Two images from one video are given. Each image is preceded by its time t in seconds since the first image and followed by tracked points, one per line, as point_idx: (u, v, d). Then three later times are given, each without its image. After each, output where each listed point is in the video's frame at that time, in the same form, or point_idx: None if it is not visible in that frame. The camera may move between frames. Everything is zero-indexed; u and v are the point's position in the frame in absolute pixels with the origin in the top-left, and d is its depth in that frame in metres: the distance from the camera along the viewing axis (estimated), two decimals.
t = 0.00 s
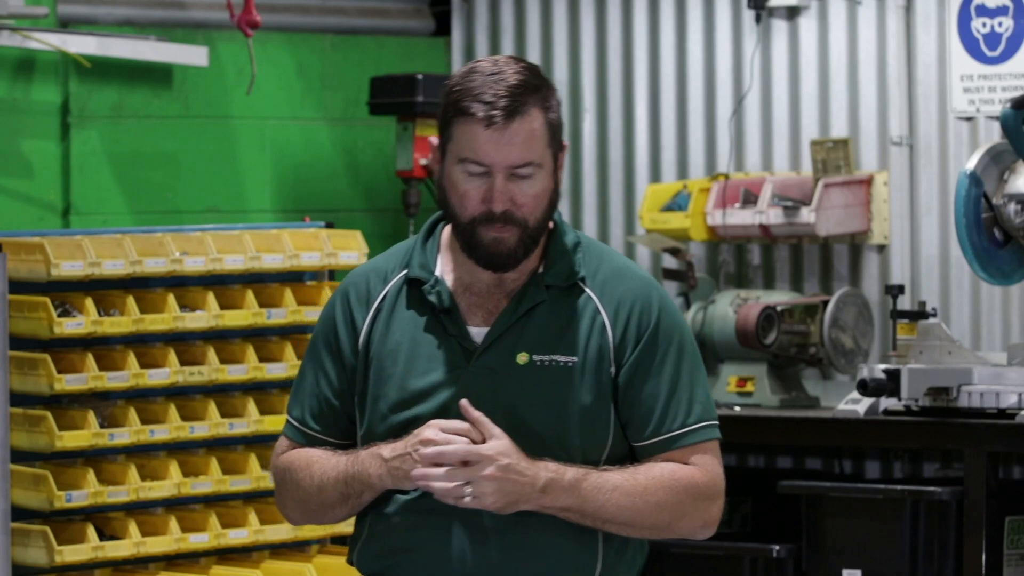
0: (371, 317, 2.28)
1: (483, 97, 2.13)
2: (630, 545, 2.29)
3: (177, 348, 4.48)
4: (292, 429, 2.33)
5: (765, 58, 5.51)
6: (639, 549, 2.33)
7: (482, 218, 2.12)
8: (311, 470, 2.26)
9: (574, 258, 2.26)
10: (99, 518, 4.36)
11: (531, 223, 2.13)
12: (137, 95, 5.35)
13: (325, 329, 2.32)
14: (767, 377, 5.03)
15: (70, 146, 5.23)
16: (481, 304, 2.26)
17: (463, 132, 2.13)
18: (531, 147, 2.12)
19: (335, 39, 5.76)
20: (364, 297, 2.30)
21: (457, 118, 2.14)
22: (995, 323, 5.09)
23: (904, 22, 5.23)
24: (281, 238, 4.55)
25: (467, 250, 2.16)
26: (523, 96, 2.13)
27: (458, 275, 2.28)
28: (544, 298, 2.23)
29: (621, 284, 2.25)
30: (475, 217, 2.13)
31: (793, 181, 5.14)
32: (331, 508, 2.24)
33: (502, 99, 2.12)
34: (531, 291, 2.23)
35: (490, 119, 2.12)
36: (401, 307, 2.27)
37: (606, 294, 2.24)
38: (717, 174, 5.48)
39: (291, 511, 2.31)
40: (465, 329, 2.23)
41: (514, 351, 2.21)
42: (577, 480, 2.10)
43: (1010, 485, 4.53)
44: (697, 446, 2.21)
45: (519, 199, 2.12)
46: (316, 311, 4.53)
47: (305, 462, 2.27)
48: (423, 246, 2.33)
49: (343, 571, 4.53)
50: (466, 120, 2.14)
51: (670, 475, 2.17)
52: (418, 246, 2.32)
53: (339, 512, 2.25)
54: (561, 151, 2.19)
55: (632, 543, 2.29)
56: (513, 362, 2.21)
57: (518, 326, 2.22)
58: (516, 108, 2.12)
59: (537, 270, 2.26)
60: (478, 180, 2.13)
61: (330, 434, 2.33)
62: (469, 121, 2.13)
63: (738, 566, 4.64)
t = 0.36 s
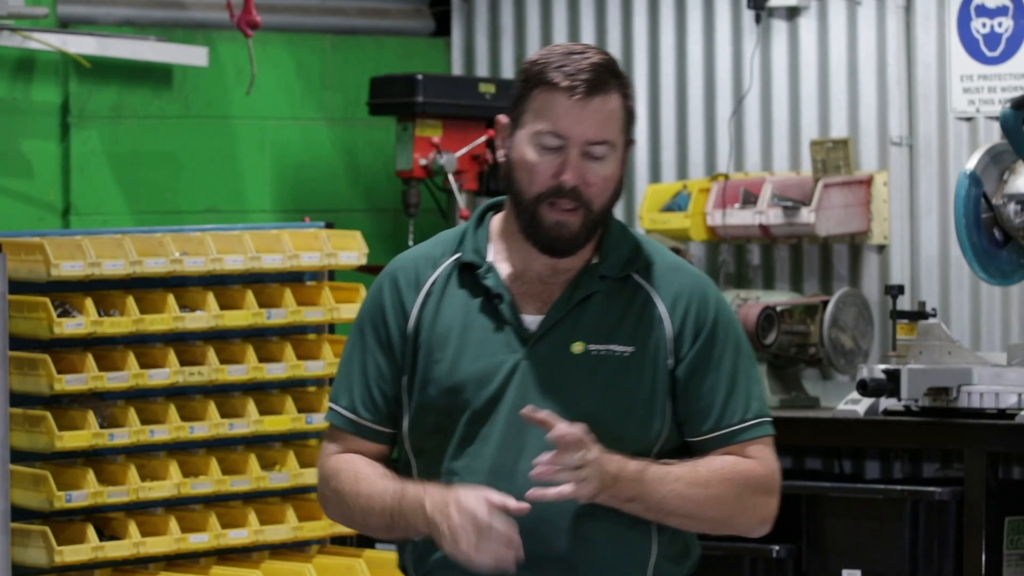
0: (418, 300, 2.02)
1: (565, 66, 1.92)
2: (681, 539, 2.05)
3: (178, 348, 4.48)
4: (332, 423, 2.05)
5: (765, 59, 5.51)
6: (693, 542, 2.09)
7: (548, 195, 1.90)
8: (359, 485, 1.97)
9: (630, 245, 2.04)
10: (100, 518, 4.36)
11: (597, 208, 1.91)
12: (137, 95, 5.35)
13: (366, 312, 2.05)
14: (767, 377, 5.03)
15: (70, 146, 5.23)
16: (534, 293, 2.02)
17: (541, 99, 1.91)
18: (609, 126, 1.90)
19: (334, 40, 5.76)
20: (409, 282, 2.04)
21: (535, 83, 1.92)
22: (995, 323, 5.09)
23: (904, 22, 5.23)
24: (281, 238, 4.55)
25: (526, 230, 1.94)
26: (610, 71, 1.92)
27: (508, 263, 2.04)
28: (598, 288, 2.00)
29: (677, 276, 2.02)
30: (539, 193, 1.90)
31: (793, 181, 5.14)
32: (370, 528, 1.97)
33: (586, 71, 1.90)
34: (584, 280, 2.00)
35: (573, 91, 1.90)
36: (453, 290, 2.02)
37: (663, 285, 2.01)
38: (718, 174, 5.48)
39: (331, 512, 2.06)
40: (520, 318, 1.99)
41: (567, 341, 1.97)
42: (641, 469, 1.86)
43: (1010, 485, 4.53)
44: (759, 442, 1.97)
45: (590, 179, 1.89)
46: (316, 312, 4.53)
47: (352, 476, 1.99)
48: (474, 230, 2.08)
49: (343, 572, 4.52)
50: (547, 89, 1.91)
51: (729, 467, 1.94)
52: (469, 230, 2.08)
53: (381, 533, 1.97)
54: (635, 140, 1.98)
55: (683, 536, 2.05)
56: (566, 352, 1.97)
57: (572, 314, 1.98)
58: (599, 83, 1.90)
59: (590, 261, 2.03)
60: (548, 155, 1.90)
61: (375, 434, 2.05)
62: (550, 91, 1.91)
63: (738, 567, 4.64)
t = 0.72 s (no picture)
0: (486, 288, 2.05)
1: (616, 40, 2.03)
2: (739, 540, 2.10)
3: (177, 348, 4.48)
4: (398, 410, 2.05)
5: (765, 59, 5.52)
6: (746, 544, 2.14)
7: (609, 161, 1.96)
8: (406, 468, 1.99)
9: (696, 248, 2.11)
10: (100, 518, 4.36)
11: (658, 175, 1.97)
12: (137, 95, 5.35)
13: (431, 300, 2.07)
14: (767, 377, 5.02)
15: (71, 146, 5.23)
16: (602, 286, 2.07)
17: (597, 70, 2.01)
18: (663, 94, 2.00)
19: (334, 40, 5.76)
20: (477, 273, 2.07)
21: (587, 58, 2.02)
22: (995, 323, 5.08)
23: (904, 22, 5.23)
24: (281, 239, 4.55)
25: (586, 201, 1.98)
26: (658, 43, 2.03)
27: (574, 255, 2.08)
28: (668, 283, 2.06)
29: (745, 277, 2.10)
30: (600, 161, 1.96)
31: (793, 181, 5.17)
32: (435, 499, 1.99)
33: (637, 40, 2.01)
34: (654, 276, 2.06)
35: (627, 59, 2.00)
36: (520, 279, 2.06)
37: (732, 286, 2.08)
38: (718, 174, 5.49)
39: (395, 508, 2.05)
40: (589, 309, 2.04)
41: (640, 333, 2.03)
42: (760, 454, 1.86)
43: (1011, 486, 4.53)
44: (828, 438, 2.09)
45: (649, 144, 1.97)
46: (316, 312, 4.53)
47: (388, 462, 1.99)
48: (539, 224, 2.11)
49: (343, 572, 4.53)
50: (599, 59, 2.01)
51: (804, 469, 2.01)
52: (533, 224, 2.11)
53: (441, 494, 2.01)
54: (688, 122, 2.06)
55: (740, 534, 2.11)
56: (639, 345, 2.02)
57: (644, 308, 2.05)
58: (650, 51, 2.01)
59: (659, 256, 2.09)
60: (607, 123, 1.99)
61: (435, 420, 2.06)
62: (602, 59, 2.01)
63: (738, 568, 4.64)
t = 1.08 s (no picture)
0: (532, 297, 2.21)
1: (616, 47, 2.19)
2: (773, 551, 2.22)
3: (178, 349, 4.48)
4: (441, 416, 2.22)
5: (765, 59, 5.51)
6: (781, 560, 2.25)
7: (626, 165, 2.10)
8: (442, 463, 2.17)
9: (744, 258, 2.22)
10: (100, 519, 4.36)
11: (678, 168, 2.10)
12: (137, 95, 5.35)
13: (480, 310, 2.24)
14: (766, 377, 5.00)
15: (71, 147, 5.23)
16: (647, 293, 2.21)
17: (601, 82, 2.17)
18: (667, 87, 2.13)
19: (334, 41, 5.76)
20: (523, 280, 2.23)
21: (591, 73, 2.18)
22: (995, 324, 5.09)
23: (904, 22, 5.23)
24: (281, 239, 4.55)
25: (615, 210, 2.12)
26: (653, 41, 2.17)
27: (618, 263, 2.23)
28: (715, 291, 2.18)
29: (796, 288, 2.20)
30: (618, 167, 2.11)
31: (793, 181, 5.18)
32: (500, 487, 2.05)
33: (633, 42, 2.17)
34: (701, 283, 2.18)
35: (624, 63, 2.16)
36: (565, 287, 2.21)
37: (780, 296, 2.19)
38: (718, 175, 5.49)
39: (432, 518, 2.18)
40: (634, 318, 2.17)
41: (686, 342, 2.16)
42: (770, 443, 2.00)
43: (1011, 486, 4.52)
44: (874, 453, 2.18)
45: (661, 139, 2.10)
46: (315, 312, 4.53)
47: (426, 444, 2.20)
48: (587, 231, 2.26)
49: (343, 572, 4.53)
50: (600, 70, 2.17)
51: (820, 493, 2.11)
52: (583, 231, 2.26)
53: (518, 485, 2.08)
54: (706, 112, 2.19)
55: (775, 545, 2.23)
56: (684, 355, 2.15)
57: (690, 316, 2.17)
58: (648, 50, 2.16)
59: (705, 262, 2.22)
60: (618, 130, 2.13)
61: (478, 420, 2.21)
62: (602, 71, 2.18)
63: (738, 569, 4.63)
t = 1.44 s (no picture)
0: (518, 302, 2.22)
1: (579, 47, 2.18)
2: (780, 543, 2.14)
3: (178, 348, 4.48)
4: (433, 423, 2.25)
5: (765, 59, 5.51)
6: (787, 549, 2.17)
7: (591, 163, 2.07)
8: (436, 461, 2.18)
9: (728, 252, 2.16)
10: (99, 518, 4.36)
11: (643, 160, 2.07)
12: (137, 95, 5.35)
13: (472, 318, 2.27)
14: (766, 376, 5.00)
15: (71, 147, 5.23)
16: (630, 295, 2.18)
17: (567, 83, 2.16)
18: (628, 80, 2.11)
19: (334, 40, 5.76)
20: (512, 287, 2.25)
21: (558, 75, 2.18)
22: (995, 324, 5.09)
23: (904, 22, 5.23)
24: (281, 239, 4.55)
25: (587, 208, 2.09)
26: (616, 37, 2.16)
27: (602, 266, 2.21)
28: (695, 288, 2.13)
29: (778, 278, 2.12)
30: (584, 166, 2.08)
31: (793, 181, 5.18)
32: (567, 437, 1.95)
33: (595, 40, 2.16)
34: (681, 281, 2.13)
35: (586, 61, 2.15)
36: (552, 292, 2.21)
37: (762, 287, 2.12)
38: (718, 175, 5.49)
39: (432, 516, 2.19)
40: (614, 319, 2.14)
41: (664, 341, 2.10)
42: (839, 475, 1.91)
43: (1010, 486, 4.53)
44: (861, 434, 2.04)
45: (624, 131, 2.07)
46: (316, 312, 4.53)
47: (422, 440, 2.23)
48: (574, 234, 2.25)
49: (343, 571, 4.53)
50: (564, 72, 2.17)
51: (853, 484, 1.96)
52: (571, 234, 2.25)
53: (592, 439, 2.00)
54: (676, 106, 2.15)
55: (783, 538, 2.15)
56: (662, 354, 2.09)
57: (672, 315, 2.12)
58: (609, 46, 2.15)
59: (689, 258, 2.17)
60: (582, 127, 2.11)
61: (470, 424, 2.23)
62: (566, 72, 2.17)
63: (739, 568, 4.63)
